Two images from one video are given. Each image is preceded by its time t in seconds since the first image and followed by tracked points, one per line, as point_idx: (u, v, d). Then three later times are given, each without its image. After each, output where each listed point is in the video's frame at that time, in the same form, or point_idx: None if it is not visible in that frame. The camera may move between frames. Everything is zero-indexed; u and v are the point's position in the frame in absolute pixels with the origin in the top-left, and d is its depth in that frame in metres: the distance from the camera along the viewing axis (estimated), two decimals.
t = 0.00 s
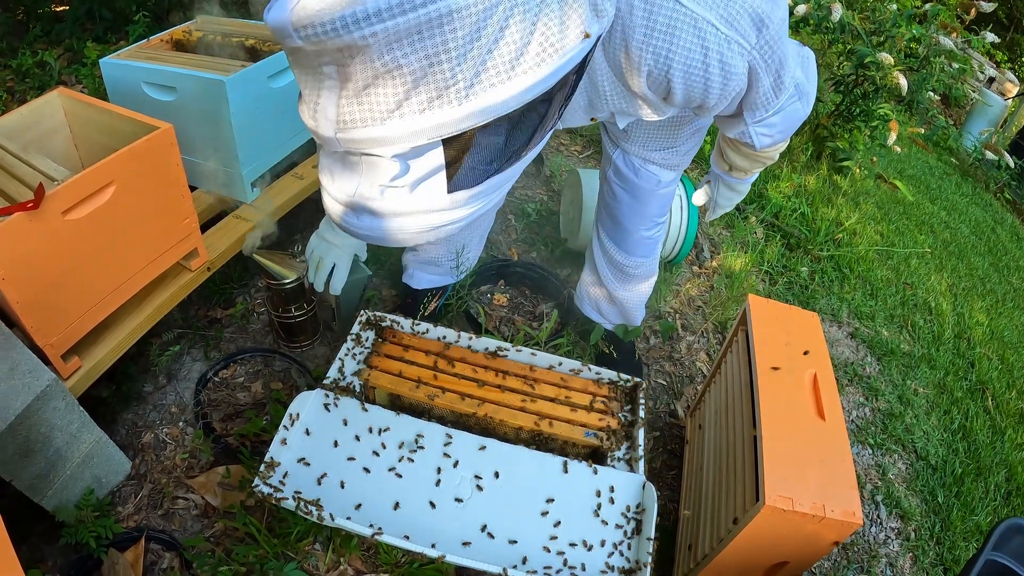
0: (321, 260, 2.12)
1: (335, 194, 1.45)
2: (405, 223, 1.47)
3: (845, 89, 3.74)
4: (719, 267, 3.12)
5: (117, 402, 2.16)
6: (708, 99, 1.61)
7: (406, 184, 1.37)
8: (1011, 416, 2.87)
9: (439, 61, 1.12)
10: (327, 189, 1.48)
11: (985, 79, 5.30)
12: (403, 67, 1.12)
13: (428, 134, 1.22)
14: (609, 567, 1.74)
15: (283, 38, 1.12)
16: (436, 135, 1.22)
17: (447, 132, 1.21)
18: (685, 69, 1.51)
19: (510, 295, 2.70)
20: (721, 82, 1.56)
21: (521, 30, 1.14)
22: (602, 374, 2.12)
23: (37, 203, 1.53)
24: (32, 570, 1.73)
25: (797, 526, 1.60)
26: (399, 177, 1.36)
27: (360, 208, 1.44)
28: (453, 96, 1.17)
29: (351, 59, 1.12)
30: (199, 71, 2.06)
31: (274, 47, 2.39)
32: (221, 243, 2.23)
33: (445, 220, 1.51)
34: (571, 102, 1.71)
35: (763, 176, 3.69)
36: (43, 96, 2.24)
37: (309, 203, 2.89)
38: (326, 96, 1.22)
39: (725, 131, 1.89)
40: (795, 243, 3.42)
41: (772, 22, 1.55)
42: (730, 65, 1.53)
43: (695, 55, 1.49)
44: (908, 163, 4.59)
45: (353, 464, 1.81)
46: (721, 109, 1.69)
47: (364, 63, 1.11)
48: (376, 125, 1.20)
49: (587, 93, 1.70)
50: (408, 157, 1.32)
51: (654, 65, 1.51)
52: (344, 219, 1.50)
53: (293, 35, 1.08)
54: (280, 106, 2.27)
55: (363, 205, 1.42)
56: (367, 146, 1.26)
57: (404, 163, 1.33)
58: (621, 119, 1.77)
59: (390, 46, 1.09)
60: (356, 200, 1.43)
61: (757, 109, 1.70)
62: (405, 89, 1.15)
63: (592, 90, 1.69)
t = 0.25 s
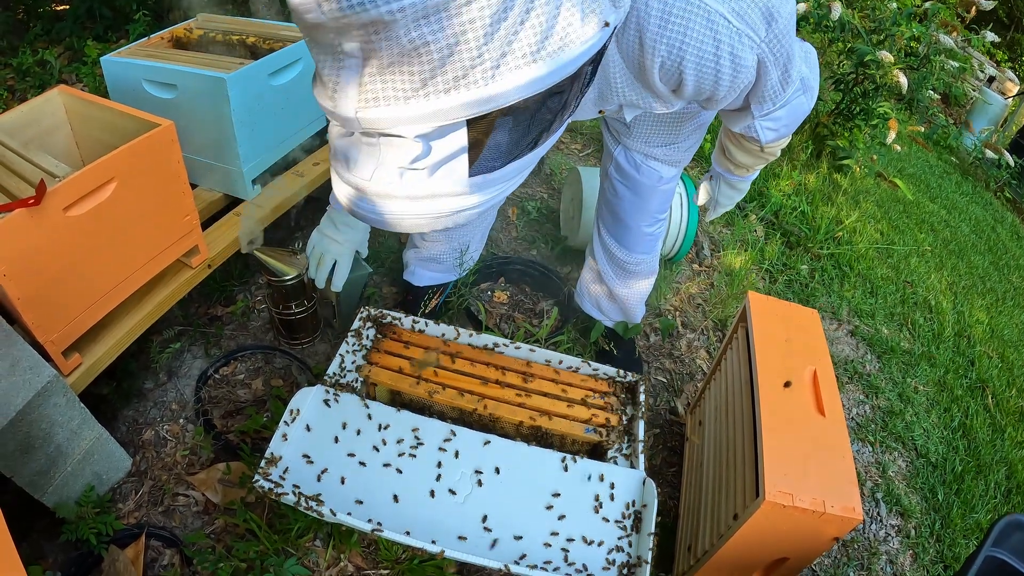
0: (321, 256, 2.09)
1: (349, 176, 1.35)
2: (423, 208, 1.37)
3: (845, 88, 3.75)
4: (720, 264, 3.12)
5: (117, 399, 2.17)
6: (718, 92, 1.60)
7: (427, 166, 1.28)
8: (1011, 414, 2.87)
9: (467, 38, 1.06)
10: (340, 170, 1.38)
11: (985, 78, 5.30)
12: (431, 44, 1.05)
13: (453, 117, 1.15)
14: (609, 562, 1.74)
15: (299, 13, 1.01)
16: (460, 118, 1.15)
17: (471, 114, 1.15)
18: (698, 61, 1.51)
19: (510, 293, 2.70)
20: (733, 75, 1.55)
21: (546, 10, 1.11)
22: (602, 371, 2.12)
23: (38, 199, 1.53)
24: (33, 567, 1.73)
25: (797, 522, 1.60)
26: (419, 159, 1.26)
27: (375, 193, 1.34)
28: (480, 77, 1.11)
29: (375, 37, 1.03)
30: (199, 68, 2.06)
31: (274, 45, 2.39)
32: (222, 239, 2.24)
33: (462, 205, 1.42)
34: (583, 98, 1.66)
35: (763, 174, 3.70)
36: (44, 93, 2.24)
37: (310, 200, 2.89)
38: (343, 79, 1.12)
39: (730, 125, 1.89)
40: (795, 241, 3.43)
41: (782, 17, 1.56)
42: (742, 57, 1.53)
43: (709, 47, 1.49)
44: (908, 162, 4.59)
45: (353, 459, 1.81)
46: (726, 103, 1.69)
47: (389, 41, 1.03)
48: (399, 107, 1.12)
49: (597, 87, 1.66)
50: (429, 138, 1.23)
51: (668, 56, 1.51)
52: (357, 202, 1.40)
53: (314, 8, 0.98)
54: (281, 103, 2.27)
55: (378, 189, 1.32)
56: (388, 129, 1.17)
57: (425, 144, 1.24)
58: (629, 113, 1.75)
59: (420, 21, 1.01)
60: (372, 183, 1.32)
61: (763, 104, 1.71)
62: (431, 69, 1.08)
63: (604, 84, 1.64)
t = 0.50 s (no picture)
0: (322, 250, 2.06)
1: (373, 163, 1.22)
2: (458, 197, 1.25)
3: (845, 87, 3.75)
4: (720, 263, 3.12)
5: (117, 398, 2.17)
6: (737, 83, 1.56)
7: (465, 148, 1.18)
8: (1012, 413, 2.86)
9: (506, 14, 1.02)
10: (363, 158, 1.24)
11: (985, 77, 5.30)
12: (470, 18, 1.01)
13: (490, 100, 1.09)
14: (609, 561, 1.74)
15: None
16: (506, 99, 1.08)
17: (517, 94, 1.08)
18: (722, 52, 1.46)
19: (510, 292, 2.70)
20: (754, 66, 1.51)
21: None
22: (601, 370, 2.12)
23: (39, 198, 1.53)
24: (33, 565, 1.73)
25: (797, 520, 1.60)
26: (456, 143, 1.16)
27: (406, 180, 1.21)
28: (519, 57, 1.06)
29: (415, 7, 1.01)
30: (200, 67, 2.06)
31: (274, 43, 2.39)
32: (221, 238, 2.24)
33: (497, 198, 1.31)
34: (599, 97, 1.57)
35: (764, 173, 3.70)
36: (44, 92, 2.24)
37: (310, 199, 2.89)
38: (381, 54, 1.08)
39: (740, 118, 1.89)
40: (795, 240, 3.43)
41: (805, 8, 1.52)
42: (767, 49, 1.48)
43: (735, 37, 1.44)
44: (909, 161, 4.59)
45: (352, 458, 1.81)
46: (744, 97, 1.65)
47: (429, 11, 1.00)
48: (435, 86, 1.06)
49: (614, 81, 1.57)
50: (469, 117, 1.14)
51: (691, 48, 1.45)
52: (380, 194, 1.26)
53: None
54: (281, 102, 2.27)
55: (410, 176, 1.20)
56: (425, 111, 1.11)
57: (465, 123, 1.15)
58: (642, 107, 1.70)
59: None
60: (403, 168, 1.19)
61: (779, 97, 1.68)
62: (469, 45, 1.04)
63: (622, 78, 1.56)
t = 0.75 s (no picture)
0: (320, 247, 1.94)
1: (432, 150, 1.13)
2: (527, 186, 1.19)
3: (845, 87, 3.75)
4: (720, 264, 3.12)
5: (118, 398, 2.17)
6: (768, 74, 1.55)
7: (541, 134, 1.12)
8: (1012, 414, 2.86)
9: None
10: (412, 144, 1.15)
11: (985, 78, 5.31)
12: None
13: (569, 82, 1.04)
14: (609, 561, 1.74)
15: None
16: (587, 78, 1.05)
17: (598, 73, 1.06)
18: (759, 43, 1.46)
19: (510, 292, 2.70)
20: (787, 57, 1.50)
21: None
22: (602, 371, 2.12)
23: (39, 199, 1.53)
24: (33, 565, 1.73)
25: (796, 521, 1.60)
26: (533, 126, 1.10)
27: (473, 167, 1.15)
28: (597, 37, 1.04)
29: None
30: (200, 68, 2.07)
31: (275, 44, 2.40)
32: (222, 239, 2.24)
33: (564, 189, 1.25)
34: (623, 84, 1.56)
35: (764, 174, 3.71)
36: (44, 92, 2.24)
37: (311, 200, 2.89)
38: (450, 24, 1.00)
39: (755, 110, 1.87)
40: (795, 241, 3.43)
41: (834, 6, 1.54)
42: (801, 43, 1.49)
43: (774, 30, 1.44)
44: (909, 162, 4.59)
45: (352, 459, 1.82)
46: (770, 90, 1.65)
47: None
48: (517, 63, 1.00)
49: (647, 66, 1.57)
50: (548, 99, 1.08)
51: (732, 37, 1.45)
52: (437, 184, 1.18)
53: None
54: (282, 103, 2.28)
55: (480, 162, 1.13)
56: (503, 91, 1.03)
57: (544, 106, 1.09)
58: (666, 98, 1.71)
59: None
60: (470, 154, 1.13)
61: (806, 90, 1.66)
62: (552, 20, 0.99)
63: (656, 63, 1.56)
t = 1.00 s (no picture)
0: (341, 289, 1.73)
1: (497, 159, 1.23)
2: (586, 194, 1.29)
3: (845, 87, 3.75)
4: (720, 264, 3.12)
5: (117, 397, 2.17)
6: (785, 74, 1.55)
7: (601, 145, 1.22)
8: (1012, 413, 2.86)
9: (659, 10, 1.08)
10: (476, 154, 1.25)
11: (985, 78, 5.31)
12: (630, 9, 1.05)
13: (631, 91, 1.13)
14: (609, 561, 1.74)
15: None
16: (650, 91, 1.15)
17: (661, 87, 1.15)
18: (782, 45, 1.44)
19: (510, 292, 2.70)
20: (803, 58, 1.49)
21: None
22: (603, 370, 2.12)
23: (39, 198, 1.53)
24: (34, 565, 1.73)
25: (797, 521, 1.60)
26: (599, 137, 1.21)
27: (534, 176, 1.24)
28: (664, 50, 1.12)
29: None
30: (200, 67, 2.06)
31: (275, 44, 2.40)
32: (223, 239, 2.25)
33: (618, 197, 1.35)
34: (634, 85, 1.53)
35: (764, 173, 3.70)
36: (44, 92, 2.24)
37: (311, 200, 2.89)
38: (520, 34, 1.06)
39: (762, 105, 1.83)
40: (795, 240, 3.43)
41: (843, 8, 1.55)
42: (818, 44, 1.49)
43: (797, 30, 1.41)
44: (909, 161, 4.59)
45: (352, 458, 1.81)
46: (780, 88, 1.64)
47: None
48: (585, 74, 1.09)
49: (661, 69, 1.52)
50: (609, 113, 1.18)
51: (755, 41, 1.42)
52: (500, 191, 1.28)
53: None
54: (281, 102, 2.27)
55: (542, 171, 1.23)
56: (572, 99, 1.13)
57: (605, 120, 1.19)
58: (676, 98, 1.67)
59: None
60: (532, 163, 1.23)
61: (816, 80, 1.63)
62: (621, 36, 1.08)
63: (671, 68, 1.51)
